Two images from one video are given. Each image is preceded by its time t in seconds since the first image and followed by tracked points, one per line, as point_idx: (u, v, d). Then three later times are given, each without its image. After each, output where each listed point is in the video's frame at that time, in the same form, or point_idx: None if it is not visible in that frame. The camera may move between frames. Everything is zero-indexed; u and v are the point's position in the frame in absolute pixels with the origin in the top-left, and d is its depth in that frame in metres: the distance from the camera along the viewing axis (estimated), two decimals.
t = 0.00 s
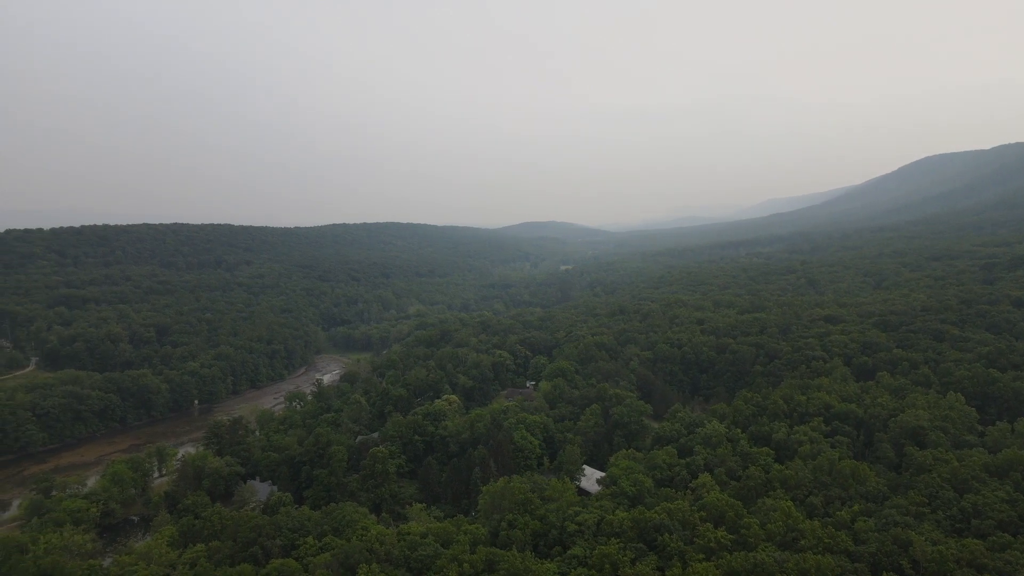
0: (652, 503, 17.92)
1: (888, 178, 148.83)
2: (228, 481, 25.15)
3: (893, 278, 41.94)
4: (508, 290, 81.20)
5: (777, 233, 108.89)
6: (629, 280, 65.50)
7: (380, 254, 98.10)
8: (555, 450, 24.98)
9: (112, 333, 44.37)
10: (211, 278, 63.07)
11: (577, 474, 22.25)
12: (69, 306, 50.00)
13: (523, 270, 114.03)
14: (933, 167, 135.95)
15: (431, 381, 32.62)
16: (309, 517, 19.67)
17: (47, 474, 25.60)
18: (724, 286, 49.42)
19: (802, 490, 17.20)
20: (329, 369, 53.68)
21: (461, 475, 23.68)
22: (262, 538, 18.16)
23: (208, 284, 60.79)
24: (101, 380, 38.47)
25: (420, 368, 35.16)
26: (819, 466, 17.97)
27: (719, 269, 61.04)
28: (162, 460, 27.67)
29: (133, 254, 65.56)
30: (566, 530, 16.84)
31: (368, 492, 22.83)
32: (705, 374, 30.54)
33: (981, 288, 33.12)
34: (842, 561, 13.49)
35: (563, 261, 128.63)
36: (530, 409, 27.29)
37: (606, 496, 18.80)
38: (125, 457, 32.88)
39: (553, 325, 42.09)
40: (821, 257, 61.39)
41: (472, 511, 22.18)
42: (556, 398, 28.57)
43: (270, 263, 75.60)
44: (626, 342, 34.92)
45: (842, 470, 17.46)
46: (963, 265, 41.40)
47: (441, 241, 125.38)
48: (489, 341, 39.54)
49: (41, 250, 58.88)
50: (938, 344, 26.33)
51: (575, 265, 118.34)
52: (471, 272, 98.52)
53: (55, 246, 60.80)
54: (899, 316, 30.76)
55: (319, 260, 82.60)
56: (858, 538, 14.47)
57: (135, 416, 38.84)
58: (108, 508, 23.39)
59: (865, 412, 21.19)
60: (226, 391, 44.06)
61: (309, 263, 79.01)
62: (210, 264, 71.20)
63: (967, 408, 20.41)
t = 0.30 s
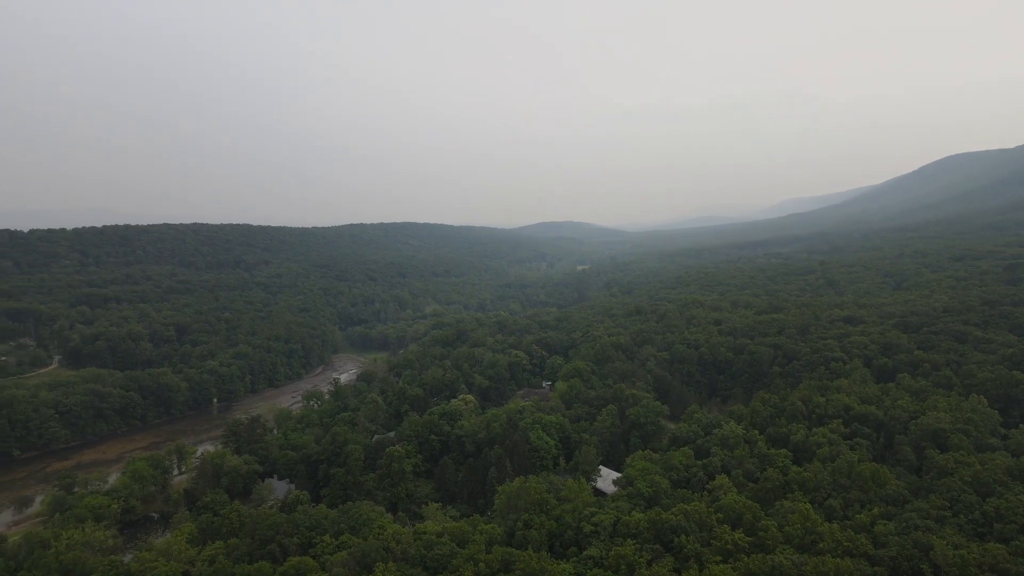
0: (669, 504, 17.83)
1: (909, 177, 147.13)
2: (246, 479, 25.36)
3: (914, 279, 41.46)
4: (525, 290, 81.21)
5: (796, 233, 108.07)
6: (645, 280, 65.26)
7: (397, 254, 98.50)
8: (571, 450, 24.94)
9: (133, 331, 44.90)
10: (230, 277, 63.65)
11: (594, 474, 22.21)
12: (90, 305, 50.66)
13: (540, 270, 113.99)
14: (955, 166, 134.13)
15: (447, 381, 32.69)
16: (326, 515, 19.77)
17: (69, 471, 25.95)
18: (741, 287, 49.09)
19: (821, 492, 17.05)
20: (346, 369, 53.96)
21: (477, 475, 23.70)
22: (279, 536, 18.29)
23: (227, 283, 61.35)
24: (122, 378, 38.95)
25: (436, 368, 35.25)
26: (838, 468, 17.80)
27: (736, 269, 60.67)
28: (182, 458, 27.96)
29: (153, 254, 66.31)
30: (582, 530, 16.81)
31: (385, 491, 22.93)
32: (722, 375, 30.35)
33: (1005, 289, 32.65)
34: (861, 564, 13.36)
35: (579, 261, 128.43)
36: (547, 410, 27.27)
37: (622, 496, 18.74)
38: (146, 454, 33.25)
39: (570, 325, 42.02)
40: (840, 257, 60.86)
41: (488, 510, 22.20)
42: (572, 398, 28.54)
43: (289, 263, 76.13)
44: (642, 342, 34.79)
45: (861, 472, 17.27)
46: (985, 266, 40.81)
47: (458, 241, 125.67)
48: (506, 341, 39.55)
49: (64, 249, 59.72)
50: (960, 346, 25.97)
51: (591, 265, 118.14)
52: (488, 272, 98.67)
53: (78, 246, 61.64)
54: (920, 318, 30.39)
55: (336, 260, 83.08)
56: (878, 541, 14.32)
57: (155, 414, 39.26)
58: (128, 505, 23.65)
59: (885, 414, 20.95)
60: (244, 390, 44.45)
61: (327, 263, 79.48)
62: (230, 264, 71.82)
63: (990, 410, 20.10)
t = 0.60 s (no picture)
0: (685, 505, 17.74)
1: (930, 176, 145.40)
2: (264, 477, 25.55)
3: (935, 280, 40.92)
4: (541, 290, 81.21)
5: (814, 233, 107.13)
6: (662, 281, 65.01)
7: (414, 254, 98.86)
8: (587, 451, 24.89)
9: (153, 330, 45.43)
10: (249, 277, 64.19)
11: (610, 475, 22.16)
12: (112, 304, 51.30)
13: (556, 270, 113.90)
14: (978, 165, 132.32)
15: (463, 381, 32.74)
16: (342, 514, 19.87)
17: (90, 468, 26.27)
18: (759, 287, 48.75)
19: (839, 495, 16.88)
20: (363, 368, 54.20)
21: (492, 475, 23.71)
22: (297, 534, 18.41)
23: (245, 283, 61.87)
24: (143, 376, 39.41)
25: (452, 367, 35.33)
26: (857, 471, 17.61)
27: (754, 269, 60.28)
28: (201, 456, 28.22)
29: (174, 254, 67.02)
30: (598, 531, 16.77)
31: (401, 490, 23.01)
32: (740, 376, 30.16)
33: None
34: (881, 568, 13.21)
35: (596, 261, 128.19)
36: (563, 410, 27.24)
37: (639, 498, 18.67)
38: (165, 452, 33.59)
39: (586, 325, 41.94)
40: (859, 257, 60.28)
41: (503, 510, 22.21)
42: (588, 399, 28.49)
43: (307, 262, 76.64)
44: (659, 342, 34.65)
45: (881, 475, 17.08)
46: (1008, 267, 40.23)
47: (474, 241, 125.88)
48: (522, 341, 39.56)
49: (86, 249, 60.52)
50: (982, 347, 25.61)
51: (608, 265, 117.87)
52: (504, 272, 98.76)
53: (99, 246, 62.45)
54: (942, 319, 30.01)
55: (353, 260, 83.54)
56: (898, 545, 14.16)
57: (174, 413, 39.67)
58: (148, 502, 23.93)
59: (905, 417, 20.71)
60: (262, 389, 44.79)
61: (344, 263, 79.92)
62: (248, 263, 72.43)
63: (1013, 413, 19.79)
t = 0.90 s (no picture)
0: (702, 507, 17.65)
1: (952, 176, 143.63)
2: (281, 476, 25.72)
3: (958, 280, 40.37)
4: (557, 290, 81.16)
5: (834, 233, 106.24)
6: (679, 281, 64.76)
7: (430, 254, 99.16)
8: (603, 451, 24.83)
9: (173, 329, 45.93)
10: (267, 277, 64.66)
11: (626, 476, 22.09)
12: (132, 303, 51.91)
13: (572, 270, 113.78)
14: (1001, 163, 130.50)
15: (480, 381, 32.78)
16: (359, 513, 19.96)
17: (111, 465, 26.60)
18: (778, 287, 48.42)
19: (859, 497, 16.71)
20: (379, 368, 54.44)
21: (508, 475, 23.73)
22: (314, 533, 18.52)
23: (263, 283, 62.36)
24: (162, 374, 39.86)
25: (468, 367, 35.39)
26: (877, 473, 17.43)
27: (772, 270, 59.90)
28: (220, 454, 28.50)
29: (193, 254, 67.68)
30: (614, 532, 16.71)
31: (417, 489, 23.07)
32: (758, 377, 29.94)
33: None
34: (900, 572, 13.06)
35: (613, 261, 127.90)
36: (579, 410, 27.18)
37: (655, 499, 18.60)
38: (185, 450, 33.92)
39: (603, 325, 41.85)
40: (879, 258, 59.71)
41: (519, 511, 22.22)
42: (605, 399, 28.42)
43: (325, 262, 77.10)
44: (675, 343, 34.49)
45: (901, 478, 16.87)
46: None
47: (490, 241, 126.07)
48: (538, 341, 39.55)
49: (108, 249, 61.29)
50: (1006, 349, 25.24)
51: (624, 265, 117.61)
52: (520, 271, 98.82)
53: (121, 245, 63.23)
54: (964, 320, 29.63)
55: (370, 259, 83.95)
56: (918, 549, 13.99)
57: (194, 411, 40.07)
58: (168, 499, 24.19)
59: (926, 419, 20.44)
60: (280, 387, 45.12)
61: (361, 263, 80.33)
62: (267, 263, 72.99)
63: None
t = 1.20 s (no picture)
0: (719, 509, 17.55)
1: (975, 175, 141.68)
2: (299, 475, 25.90)
3: (980, 281, 39.80)
4: (574, 290, 81.04)
5: (853, 233, 105.19)
6: (696, 281, 64.46)
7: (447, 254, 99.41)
8: (619, 452, 24.75)
9: (192, 328, 46.40)
10: (285, 277, 65.10)
11: (642, 477, 22.02)
12: (152, 302, 52.51)
13: (589, 270, 113.56)
14: None
15: (496, 381, 32.79)
16: (375, 512, 20.04)
17: (132, 463, 26.92)
18: (796, 288, 48.02)
19: (878, 501, 16.54)
20: (396, 367, 54.64)
21: (524, 475, 23.72)
22: (331, 531, 18.62)
23: (281, 282, 62.80)
24: (182, 373, 40.28)
25: (484, 367, 35.43)
26: (897, 476, 17.22)
27: (790, 270, 59.47)
28: (238, 452, 28.78)
29: (212, 253, 68.33)
30: (630, 533, 16.65)
31: (433, 489, 23.12)
32: (776, 378, 29.70)
33: None
34: None
35: (629, 261, 127.51)
36: (595, 411, 27.12)
37: (671, 500, 18.54)
38: (204, 448, 34.25)
39: (619, 326, 41.72)
40: (900, 258, 59.07)
41: (535, 511, 22.21)
42: (621, 399, 28.33)
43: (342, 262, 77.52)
44: (692, 343, 34.31)
45: (922, 482, 16.66)
46: None
47: (507, 241, 126.13)
48: (554, 341, 39.51)
49: (128, 249, 62.03)
50: None
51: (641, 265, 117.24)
52: (537, 271, 98.79)
53: (141, 245, 63.98)
54: (986, 321, 29.22)
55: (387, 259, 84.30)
56: (940, 553, 13.80)
57: (213, 409, 40.43)
58: (187, 497, 24.44)
59: (948, 422, 20.16)
60: (297, 386, 45.41)
61: (378, 262, 80.69)
62: (284, 263, 73.52)
63: None
